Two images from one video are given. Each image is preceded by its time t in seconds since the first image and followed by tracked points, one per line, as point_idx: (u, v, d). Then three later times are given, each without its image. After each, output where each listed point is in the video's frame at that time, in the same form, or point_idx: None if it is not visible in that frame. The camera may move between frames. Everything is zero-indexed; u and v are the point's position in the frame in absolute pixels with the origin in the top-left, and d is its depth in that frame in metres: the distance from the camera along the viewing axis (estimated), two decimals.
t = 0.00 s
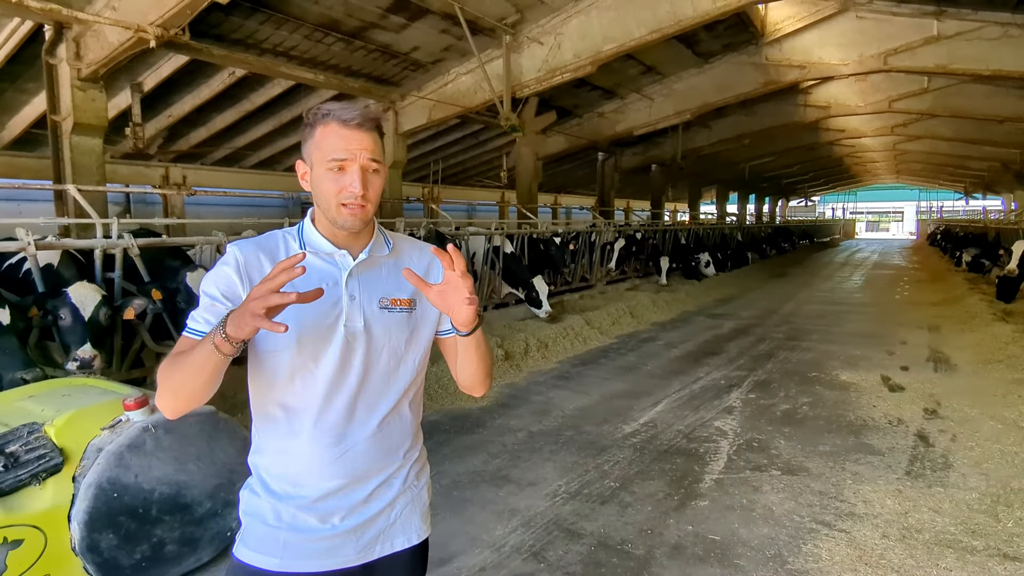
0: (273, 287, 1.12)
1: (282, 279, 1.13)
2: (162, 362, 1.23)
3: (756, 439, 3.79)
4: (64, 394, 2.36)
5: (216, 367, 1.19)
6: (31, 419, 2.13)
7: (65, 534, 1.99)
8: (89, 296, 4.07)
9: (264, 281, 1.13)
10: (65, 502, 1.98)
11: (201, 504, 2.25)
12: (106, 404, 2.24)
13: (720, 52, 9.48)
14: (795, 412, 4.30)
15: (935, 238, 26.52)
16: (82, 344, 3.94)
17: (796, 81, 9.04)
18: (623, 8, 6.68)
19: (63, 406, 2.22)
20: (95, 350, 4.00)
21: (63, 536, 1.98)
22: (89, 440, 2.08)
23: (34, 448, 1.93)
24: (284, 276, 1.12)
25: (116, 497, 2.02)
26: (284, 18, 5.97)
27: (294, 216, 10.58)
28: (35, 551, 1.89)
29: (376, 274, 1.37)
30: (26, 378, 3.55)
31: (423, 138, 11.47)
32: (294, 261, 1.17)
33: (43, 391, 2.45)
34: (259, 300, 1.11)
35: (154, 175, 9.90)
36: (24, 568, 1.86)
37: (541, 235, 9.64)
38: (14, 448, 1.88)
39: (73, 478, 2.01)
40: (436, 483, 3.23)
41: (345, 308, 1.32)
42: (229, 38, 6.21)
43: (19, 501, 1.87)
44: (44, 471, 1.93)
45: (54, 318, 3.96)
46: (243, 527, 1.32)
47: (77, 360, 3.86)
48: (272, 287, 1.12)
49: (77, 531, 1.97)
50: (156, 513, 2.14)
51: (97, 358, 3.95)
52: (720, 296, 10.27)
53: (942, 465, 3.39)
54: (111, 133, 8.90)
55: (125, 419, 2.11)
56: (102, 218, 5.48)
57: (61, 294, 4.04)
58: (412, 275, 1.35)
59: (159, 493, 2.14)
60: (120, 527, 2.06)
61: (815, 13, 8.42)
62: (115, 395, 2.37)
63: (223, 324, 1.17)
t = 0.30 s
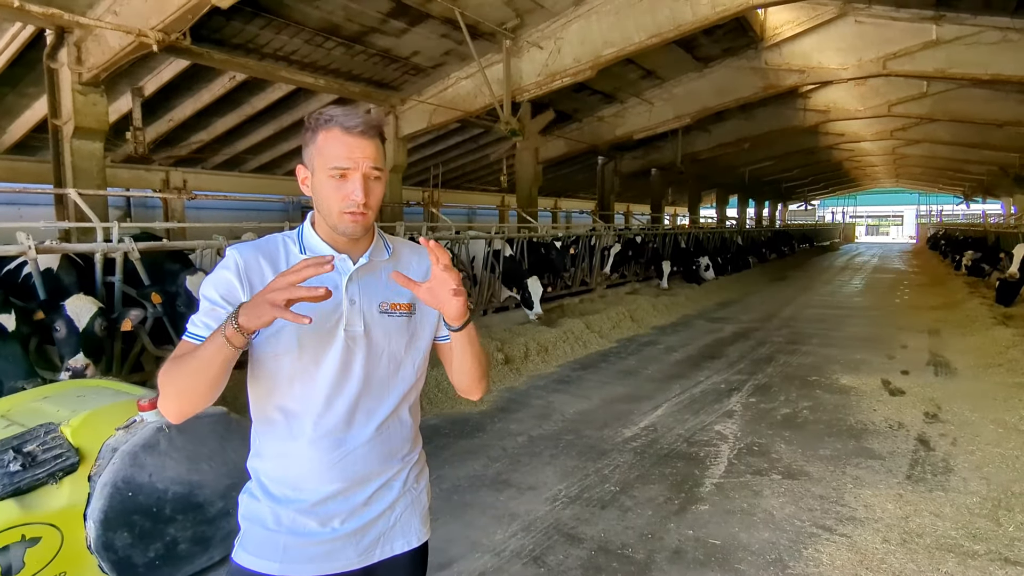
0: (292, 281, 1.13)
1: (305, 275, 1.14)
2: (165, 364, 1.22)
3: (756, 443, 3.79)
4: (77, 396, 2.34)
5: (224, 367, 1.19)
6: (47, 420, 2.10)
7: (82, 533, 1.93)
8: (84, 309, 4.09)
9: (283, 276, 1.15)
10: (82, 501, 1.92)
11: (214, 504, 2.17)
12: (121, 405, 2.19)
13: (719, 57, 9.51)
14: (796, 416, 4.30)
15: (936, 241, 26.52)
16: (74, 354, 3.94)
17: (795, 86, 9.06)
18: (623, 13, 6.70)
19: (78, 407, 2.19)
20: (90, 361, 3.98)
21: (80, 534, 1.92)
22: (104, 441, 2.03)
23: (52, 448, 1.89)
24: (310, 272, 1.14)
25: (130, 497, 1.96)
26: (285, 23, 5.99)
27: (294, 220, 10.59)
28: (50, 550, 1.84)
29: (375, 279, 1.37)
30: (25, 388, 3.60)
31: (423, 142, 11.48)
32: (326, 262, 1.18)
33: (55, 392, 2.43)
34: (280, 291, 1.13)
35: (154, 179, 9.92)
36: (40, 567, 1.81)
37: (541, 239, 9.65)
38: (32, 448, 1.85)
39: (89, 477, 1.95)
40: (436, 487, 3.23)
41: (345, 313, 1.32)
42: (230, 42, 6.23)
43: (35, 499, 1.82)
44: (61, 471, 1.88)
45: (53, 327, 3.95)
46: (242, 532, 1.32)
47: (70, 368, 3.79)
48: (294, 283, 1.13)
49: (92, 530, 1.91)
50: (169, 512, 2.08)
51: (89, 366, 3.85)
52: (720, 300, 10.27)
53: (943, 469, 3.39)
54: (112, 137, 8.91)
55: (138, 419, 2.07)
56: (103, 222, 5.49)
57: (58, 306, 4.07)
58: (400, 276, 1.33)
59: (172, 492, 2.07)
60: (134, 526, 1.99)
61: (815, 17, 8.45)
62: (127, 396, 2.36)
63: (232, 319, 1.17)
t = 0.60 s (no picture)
0: (346, 359, 1.14)
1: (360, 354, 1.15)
2: (206, 394, 1.25)
3: (756, 447, 3.79)
4: (92, 396, 2.20)
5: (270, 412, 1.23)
6: (65, 418, 1.94)
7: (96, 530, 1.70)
8: (81, 307, 4.10)
9: (336, 347, 1.15)
10: (98, 499, 1.70)
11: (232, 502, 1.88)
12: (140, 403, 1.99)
13: (719, 61, 9.53)
14: (796, 419, 4.29)
15: (936, 244, 26.52)
16: (73, 355, 4.00)
17: (794, 89, 9.09)
18: (623, 17, 6.72)
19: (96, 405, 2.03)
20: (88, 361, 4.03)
21: (95, 531, 1.70)
22: (118, 440, 1.80)
23: (70, 445, 1.71)
24: (367, 355, 1.14)
25: (145, 496, 1.72)
26: (285, 27, 6.00)
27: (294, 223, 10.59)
28: (67, 549, 1.63)
29: (378, 285, 1.37)
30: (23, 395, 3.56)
31: (423, 146, 11.49)
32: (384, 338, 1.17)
33: (74, 392, 2.29)
34: (337, 369, 1.14)
35: (154, 182, 9.91)
36: (59, 566, 1.62)
37: (542, 242, 9.65)
38: (48, 447, 1.67)
39: (104, 476, 1.73)
40: (436, 491, 3.23)
41: (346, 320, 1.32)
42: (231, 46, 6.24)
43: (54, 496, 1.63)
44: (78, 469, 1.68)
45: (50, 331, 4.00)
46: (242, 533, 1.32)
47: (68, 371, 3.90)
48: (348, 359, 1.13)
49: (107, 528, 1.67)
50: (182, 511, 1.80)
51: (88, 368, 3.98)
52: (720, 303, 10.27)
53: (943, 473, 3.39)
54: (113, 141, 8.92)
55: (152, 420, 1.84)
56: (103, 225, 5.49)
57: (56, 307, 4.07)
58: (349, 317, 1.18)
59: (186, 491, 1.80)
60: (149, 524, 1.73)
61: (814, 21, 8.49)
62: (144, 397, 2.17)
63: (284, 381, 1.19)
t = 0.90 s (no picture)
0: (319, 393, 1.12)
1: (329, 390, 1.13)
2: (192, 391, 1.24)
3: (757, 450, 3.78)
4: (107, 396, 2.22)
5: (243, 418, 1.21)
6: (80, 417, 1.96)
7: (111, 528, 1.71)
8: (73, 294, 4.15)
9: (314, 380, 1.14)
10: (113, 498, 1.71)
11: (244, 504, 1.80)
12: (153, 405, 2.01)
13: (719, 64, 9.54)
14: (796, 422, 4.29)
15: (936, 247, 26.51)
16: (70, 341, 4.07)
17: (794, 92, 9.10)
18: (623, 20, 6.73)
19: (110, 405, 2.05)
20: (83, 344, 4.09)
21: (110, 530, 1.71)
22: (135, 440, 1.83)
23: (85, 445, 1.73)
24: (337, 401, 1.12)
25: (159, 494, 1.68)
26: (286, 30, 6.01)
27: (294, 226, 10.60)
28: (84, 546, 1.65)
29: (377, 288, 1.37)
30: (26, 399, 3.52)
31: (423, 149, 11.50)
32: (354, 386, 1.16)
33: (89, 392, 2.31)
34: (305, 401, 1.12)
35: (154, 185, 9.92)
36: (77, 562, 1.64)
37: (542, 245, 9.65)
38: (64, 446, 1.69)
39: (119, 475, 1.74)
40: (436, 495, 3.22)
41: (345, 322, 1.31)
42: (232, 49, 6.25)
43: (70, 495, 1.65)
44: (94, 468, 1.69)
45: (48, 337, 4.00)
46: (243, 537, 1.32)
47: (65, 356, 3.78)
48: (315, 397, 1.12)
49: (122, 525, 1.65)
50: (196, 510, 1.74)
51: (84, 353, 3.86)
52: (720, 306, 10.27)
53: (944, 476, 3.38)
54: (114, 144, 8.93)
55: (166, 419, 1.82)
56: (104, 228, 5.49)
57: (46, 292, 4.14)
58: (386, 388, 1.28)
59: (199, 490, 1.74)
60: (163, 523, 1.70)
61: (813, 24, 8.50)
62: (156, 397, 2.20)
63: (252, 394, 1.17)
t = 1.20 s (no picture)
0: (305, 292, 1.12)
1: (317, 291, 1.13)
2: (190, 387, 1.21)
3: (758, 453, 3.78)
4: (120, 396, 2.30)
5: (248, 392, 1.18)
6: (96, 418, 2.04)
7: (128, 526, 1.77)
8: (70, 269, 4.17)
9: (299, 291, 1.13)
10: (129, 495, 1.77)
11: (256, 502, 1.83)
12: (167, 406, 2.07)
13: (719, 66, 9.55)
14: (797, 425, 4.28)
15: (936, 250, 26.51)
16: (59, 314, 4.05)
17: (794, 95, 9.10)
18: (623, 23, 6.73)
19: (123, 407, 2.12)
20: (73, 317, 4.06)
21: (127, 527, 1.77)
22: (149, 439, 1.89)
23: (101, 444, 1.79)
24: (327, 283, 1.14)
25: (173, 493, 1.71)
26: (287, 33, 6.02)
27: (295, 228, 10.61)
28: (101, 544, 1.71)
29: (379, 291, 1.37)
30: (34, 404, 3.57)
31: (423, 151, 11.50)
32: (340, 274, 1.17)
33: (102, 392, 2.38)
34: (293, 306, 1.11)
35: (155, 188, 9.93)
36: (94, 558, 1.69)
37: (542, 247, 9.64)
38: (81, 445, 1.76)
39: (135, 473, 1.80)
40: (437, 498, 3.22)
41: (346, 325, 1.31)
42: (233, 52, 6.25)
43: (87, 493, 1.71)
44: (110, 467, 1.75)
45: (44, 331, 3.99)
46: (247, 540, 1.31)
47: (54, 328, 3.81)
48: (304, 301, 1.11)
49: (137, 523, 1.69)
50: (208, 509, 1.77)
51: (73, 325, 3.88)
52: (720, 309, 10.26)
53: (946, 479, 3.37)
54: (114, 146, 8.95)
55: (180, 419, 1.86)
56: (104, 230, 5.50)
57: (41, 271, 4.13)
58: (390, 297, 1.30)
59: (212, 489, 1.77)
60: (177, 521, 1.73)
61: (813, 27, 8.50)
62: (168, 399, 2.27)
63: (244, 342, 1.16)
